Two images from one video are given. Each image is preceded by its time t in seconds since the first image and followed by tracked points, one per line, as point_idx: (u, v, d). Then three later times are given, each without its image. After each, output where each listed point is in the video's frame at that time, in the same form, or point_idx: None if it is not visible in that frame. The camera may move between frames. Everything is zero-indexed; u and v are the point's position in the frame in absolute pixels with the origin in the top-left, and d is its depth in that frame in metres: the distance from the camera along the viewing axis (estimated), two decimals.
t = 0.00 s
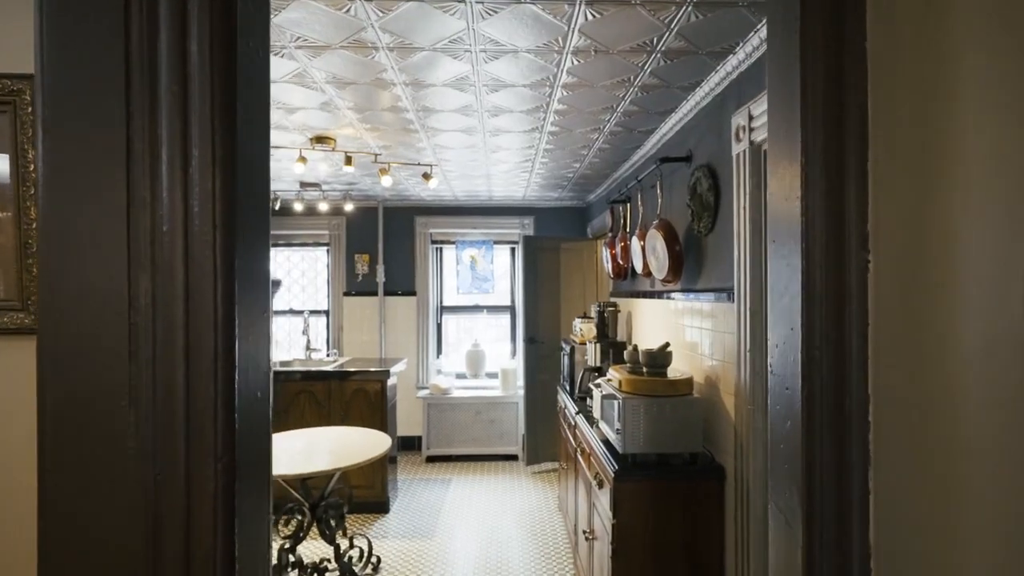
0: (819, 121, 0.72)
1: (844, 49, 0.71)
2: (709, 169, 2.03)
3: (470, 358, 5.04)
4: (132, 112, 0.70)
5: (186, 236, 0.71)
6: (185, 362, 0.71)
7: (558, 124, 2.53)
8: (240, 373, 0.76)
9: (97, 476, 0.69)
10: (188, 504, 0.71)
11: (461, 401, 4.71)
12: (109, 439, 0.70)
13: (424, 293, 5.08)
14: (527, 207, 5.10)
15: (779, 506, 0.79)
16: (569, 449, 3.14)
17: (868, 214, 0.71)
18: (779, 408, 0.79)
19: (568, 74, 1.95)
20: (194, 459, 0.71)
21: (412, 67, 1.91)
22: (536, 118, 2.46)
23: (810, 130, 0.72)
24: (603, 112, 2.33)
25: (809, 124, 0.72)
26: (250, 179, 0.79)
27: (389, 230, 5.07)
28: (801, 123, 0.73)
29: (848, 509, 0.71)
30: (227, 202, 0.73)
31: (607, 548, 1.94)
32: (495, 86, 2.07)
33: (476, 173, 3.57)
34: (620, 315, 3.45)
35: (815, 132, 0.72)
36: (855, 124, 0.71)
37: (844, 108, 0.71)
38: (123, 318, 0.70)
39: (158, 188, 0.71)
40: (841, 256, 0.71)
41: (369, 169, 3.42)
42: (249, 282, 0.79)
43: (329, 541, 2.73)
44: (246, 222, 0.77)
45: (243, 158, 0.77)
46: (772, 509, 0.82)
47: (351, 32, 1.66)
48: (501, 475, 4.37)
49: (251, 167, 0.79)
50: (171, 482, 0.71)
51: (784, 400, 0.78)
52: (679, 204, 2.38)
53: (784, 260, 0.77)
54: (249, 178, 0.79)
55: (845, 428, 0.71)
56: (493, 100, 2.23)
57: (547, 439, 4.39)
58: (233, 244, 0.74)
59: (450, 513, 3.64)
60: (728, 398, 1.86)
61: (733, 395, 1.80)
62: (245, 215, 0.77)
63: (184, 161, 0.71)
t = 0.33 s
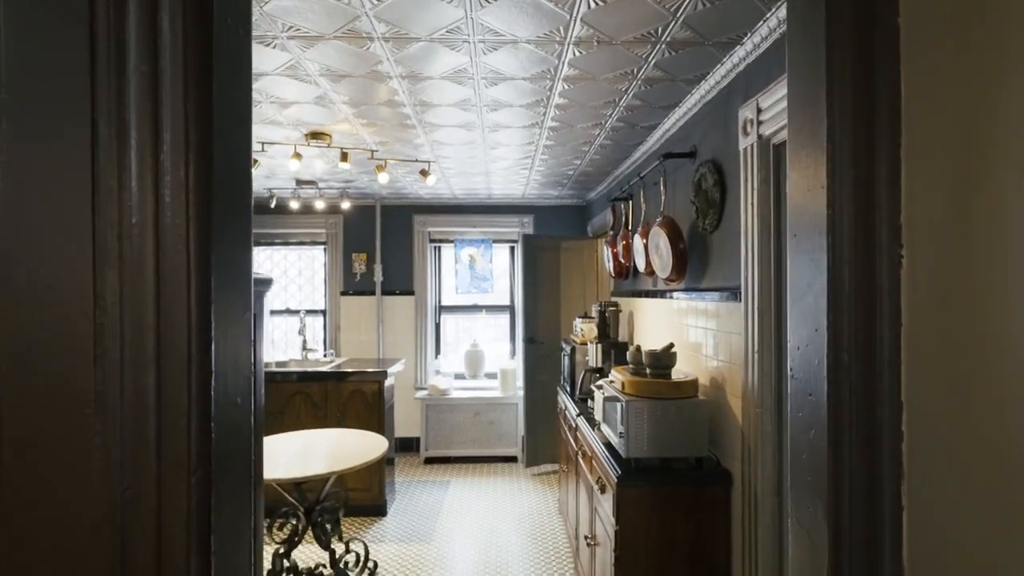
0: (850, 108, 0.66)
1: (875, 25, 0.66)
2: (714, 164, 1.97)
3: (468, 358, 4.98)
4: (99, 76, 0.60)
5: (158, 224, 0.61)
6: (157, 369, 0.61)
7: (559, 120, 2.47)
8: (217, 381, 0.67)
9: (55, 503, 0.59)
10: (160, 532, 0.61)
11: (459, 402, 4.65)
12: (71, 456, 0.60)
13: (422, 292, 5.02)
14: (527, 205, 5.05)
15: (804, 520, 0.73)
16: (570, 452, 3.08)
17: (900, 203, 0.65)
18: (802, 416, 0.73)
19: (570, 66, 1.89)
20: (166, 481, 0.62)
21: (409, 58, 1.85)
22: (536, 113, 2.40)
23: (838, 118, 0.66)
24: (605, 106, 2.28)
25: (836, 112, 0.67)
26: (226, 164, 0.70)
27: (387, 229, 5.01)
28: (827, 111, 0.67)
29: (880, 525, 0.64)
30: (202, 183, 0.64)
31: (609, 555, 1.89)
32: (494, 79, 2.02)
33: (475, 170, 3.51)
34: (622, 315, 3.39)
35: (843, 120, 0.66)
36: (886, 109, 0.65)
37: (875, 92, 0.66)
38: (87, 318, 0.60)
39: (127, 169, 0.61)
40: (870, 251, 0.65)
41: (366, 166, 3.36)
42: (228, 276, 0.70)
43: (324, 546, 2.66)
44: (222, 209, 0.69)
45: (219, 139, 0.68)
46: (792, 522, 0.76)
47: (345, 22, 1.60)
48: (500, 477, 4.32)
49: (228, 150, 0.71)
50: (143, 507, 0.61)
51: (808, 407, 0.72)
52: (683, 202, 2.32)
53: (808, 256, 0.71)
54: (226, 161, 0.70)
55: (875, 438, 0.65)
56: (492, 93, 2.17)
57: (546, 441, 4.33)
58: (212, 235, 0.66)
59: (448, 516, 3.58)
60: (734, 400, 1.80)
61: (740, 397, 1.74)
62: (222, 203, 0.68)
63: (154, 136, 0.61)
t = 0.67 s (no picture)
0: (888, 73, 0.57)
1: None
2: (721, 158, 1.91)
3: (468, 358, 4.92)
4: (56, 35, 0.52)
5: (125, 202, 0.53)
6: (122, 368, 0.53)
7: (560, 114, 2.41)
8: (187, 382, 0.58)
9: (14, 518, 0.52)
10: (125, 551, 0.53)
11: (459, 403, 4.58)
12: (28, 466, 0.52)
13: (421, 292, 4.95)
14: (527, 203, 4.98)
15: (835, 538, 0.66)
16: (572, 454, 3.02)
17: (944, 180, 0.56)
18: (831, 423, 0.66)
19: (572, 57, 1.83)
20: (130, 493, 0.53)
21: (407, 48, 1.79)
22: (537, 107, 2.33)
23: (875, 87, 0.58)
24: (608, 100, 2.22)
25: (872, 80, 0.58)
26: (193, 129, 0.61)
27: (386, 228, 4.95)
28: (860, 81, 0.59)
29: (921, 551, 0.56)
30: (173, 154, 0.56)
31: (614, 562, 1.82)
32: (494, 70, 1.95)
33: (475, 167, 3.44)
34: (625, 315, 3.33)
35: (880, 88, 0.58)
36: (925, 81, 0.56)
37: (916, 53, 0.57)
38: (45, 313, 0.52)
39: (88, 139, 0.52)
40: (909, 245, 0.57)
41: (364, 163, 3.30)
42: (199, 263, 0.61)
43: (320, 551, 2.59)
44: (193, 187, 0.60)
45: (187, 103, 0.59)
46: (820, 536, 0.70)
47: (339, 9, 1.54)
48: (500, 480, 4.25)
49: (199, 118, 0.62)
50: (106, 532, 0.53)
51: (839, 414, 0.65)
52: (688, 198, 2.25)
53: (837, 249, 0.64)
54: (196, 132, 0.61)
55: (913, 450, 0.56)
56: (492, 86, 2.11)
57: (547, 442, 4.27)
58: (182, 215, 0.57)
59: (447, 520, 3.51)
60: (744, 403, 1.73)
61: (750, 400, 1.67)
62: (192, 179, 0.60)
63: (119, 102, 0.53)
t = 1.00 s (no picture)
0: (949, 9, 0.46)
1: None
2: (732, 151, 1.84)
3: (471, 358, 4.83)
4: None
5: (69, 178, 0.42)
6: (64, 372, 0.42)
7: (564, 107, 2.34)
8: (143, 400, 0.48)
9: None
10: None
11: (460, 404, 4.51)
12: None
13: (422, 291, 4.88)
14: (530, 201, 4.91)
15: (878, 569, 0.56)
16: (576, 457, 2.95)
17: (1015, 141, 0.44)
18: (876, 437, 0.56)
19: (577, 46, 1.76)
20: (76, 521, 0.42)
21: (405, 37, 1.72)
22: (541, 100, 2.26)
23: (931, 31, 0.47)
24: (614, 92, 2.14)
25: (928, 24, 0.47)
26: (154, 79, 0.50)
27: (386, 226, 4.88)
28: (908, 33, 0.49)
29: None
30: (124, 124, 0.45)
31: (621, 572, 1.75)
32: (495, 60, 1.88)
33: (476, 164, 3.37)
34: (630, 315, 3.25)
35: (939, 33, 0.47)
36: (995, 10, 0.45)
37: None
38: None
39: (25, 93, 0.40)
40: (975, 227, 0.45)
41: (363, 159, 3.23)
42: (159, 254, 0.51)
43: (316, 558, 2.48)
44: (154, 160, 0.49)
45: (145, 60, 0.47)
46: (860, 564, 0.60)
47: None
48: (503, 482, 4.17)
49: (162, 79, 0.51)
50: None
51: (887, 426, 0.54)
52: (696, 194, 2.18)
53: (887, 234, 0.53)
54: (159, 96, 0.50)
55: (982, 474, 0.45)
56: (493, 77, 2.03)
57: (550, 444, 4.19)
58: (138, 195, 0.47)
59: (449, 525, 3.44)
60: (756, 406, 1.66)
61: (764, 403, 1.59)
62: (153, 152, 0.49)
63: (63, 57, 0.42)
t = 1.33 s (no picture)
0: None
1: None
2: (748, 144, 1.75)
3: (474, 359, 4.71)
4: None
5: None
6: None
7: (570, 100, 2.26)
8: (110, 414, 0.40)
9: None
10: None
11: (464, 406, 4.43)
12: None
13: (426, 290, 4.81)
14: (535, 199, 4.82)
15: None
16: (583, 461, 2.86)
17: None
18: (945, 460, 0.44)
19: (584, 33, 1.68)
20: None
21: (404, 25, 1.64)
22: (547, 92, 2.18)
23: None
24: (623, 83, 2.06)
25: None
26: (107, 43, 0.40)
27: (389, 225, 4.81)
28: None
29: None
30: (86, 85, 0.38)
31: None
32: (499, 50, 1.80)
33: (480, 160, 3.29)
34: (638, 315, 3.16)
35: None
36: None
37: None
38: None
39: None
40: None
41: (364, 156, 3.15)
42: (131, 252, 0.43)
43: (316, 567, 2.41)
44: (131, 148, 0.43)
45: (105, 15, 0.39)
46: None
47: None
48: (507, 485, 4.09)
49: (116, 45, 0.41)
50: None
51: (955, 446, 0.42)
52: (708, 189, 2.09)
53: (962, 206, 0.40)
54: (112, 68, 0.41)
55: None
56: (497, 67, 1.95)
57: (555, 446, 4.11)
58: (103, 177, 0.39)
59: (452, 529, 3.36)
60: (773, 412, 1.58)
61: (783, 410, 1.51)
62: (108, 134, 0.40)
63: None
